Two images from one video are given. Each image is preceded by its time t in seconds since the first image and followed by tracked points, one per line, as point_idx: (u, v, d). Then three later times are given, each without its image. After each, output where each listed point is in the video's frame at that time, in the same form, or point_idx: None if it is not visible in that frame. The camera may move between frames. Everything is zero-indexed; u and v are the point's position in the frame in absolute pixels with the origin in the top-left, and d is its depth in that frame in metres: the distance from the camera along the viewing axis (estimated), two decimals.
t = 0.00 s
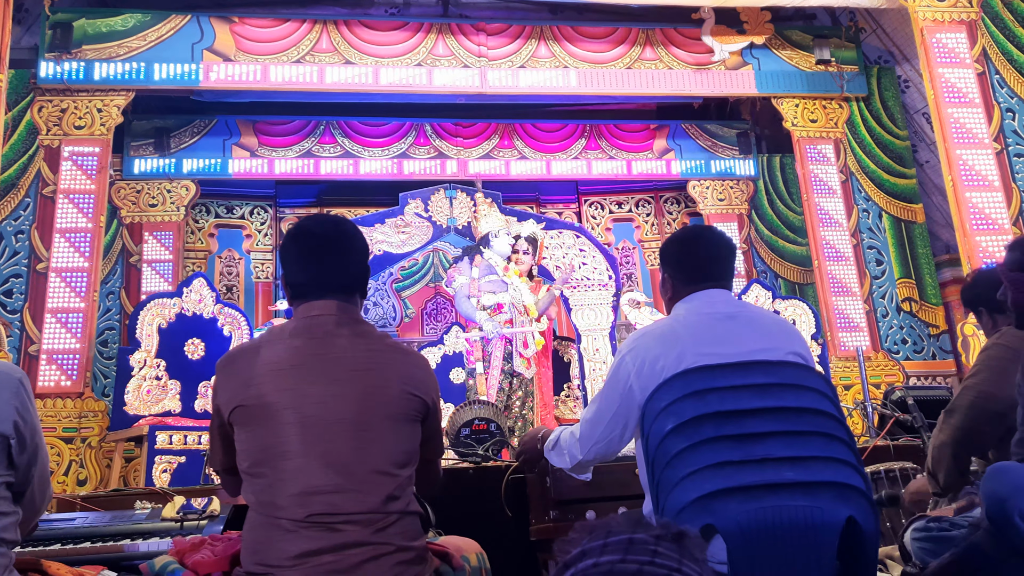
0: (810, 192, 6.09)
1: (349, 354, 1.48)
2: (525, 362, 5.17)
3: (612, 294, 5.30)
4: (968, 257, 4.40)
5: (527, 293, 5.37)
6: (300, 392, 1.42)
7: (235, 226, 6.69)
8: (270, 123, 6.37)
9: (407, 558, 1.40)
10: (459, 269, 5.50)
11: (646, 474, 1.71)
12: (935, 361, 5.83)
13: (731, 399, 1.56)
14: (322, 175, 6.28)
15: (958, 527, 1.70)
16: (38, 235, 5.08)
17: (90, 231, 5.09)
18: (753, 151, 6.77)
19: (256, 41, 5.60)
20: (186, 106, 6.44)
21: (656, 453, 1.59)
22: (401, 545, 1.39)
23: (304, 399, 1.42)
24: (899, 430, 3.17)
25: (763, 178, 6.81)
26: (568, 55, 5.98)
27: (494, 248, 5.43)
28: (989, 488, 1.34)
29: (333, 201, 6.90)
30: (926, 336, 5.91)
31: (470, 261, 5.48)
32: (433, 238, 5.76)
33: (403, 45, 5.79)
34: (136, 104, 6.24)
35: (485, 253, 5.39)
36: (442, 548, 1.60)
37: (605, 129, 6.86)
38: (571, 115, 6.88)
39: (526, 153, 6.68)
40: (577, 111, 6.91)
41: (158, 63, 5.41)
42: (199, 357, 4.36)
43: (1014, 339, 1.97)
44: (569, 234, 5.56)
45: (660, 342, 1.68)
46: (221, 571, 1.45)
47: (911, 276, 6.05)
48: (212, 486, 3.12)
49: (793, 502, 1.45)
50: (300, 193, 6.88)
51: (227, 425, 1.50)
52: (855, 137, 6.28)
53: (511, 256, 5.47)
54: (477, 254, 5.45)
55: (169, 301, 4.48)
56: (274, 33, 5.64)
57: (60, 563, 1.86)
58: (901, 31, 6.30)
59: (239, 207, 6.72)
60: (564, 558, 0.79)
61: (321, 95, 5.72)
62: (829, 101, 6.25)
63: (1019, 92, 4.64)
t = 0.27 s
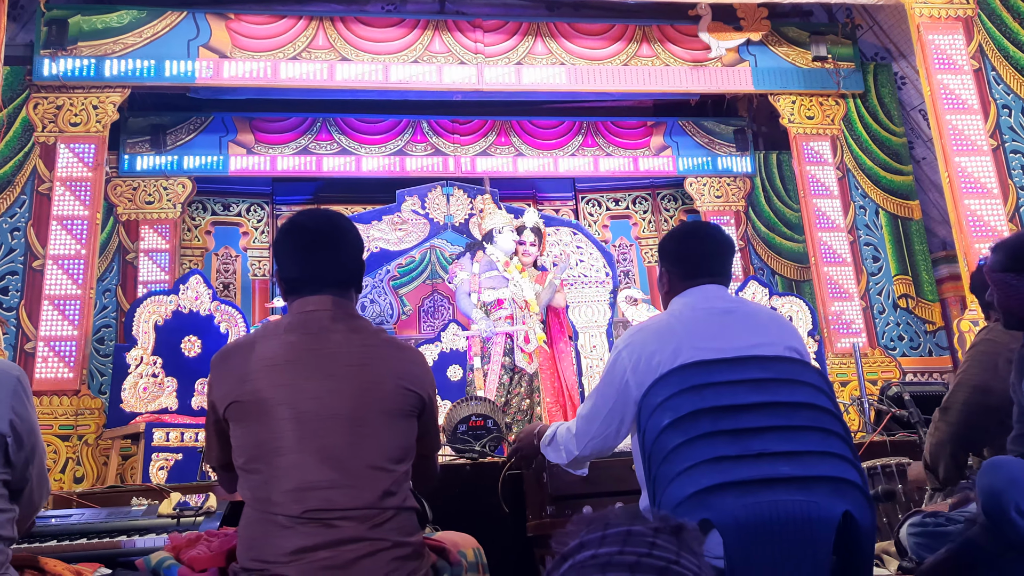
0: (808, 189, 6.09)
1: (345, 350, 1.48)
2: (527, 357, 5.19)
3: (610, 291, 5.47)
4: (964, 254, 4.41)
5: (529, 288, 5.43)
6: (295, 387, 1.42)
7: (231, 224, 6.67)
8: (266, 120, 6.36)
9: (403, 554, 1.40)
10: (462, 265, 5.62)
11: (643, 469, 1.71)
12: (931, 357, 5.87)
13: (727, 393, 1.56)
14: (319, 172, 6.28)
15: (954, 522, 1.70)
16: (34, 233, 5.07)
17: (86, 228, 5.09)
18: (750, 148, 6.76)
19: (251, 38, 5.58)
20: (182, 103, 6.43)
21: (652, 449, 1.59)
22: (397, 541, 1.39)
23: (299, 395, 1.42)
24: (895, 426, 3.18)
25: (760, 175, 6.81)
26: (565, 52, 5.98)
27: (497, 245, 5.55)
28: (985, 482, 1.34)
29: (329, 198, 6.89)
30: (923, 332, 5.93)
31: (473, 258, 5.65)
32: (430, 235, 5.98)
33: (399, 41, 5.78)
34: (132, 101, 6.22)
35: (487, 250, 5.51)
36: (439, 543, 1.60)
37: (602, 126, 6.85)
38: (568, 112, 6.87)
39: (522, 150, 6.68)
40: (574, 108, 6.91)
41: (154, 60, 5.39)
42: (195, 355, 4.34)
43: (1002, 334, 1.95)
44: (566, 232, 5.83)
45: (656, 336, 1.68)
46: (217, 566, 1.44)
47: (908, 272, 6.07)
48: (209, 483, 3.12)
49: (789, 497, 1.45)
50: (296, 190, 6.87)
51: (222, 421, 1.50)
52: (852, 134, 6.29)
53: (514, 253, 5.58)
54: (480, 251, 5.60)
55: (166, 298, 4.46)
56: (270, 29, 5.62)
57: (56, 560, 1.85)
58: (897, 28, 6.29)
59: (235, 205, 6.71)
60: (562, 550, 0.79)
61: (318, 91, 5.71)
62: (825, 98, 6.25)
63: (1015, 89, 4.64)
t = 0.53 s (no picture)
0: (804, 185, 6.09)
1: (339, 345, 1.47)
2: (524, 354, 5.25)
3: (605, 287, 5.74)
4: (960, 250, 4.41)
5: (529, 282, 5.39)
6: (290, 383, 1.42)
7: (227, 220, 6.66)
8: (262, 116, 6.34)
9: (397, 549, 1.39)
10: (462, 261, 5.65)
11: (638, 465, 1.71)
12: (927, 354, 5.88)
13: (722, 389, 1.56)
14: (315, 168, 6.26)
15: (948, 517, 1.71)
16: (29, 229, 5.05)
17: (81, 225, 5.06)
18: (746, 145, 6.76)
19: (247, 34, 5.56)
20: (177, 100, 6.40)
21: (647, 444, 1.59)
22: (392, 537, 1.39)
23: (293, 390, 1.41)
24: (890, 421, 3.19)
25: (756, 172, 6.82)
26: (562, 48, 5.96)
27: (499, 240, 5.51)
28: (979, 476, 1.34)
29: (325, 195, 6.87)
30: (919, 329, 5.95)
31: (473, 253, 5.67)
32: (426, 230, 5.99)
33: (395, 37, 5.76)
34: (127, 98, 6.19)
35: (488, 246, 5.51)
36: (434, 539, 1.60)
37: (599, 123, 6.85)
38: (564, 109, 6.86)
39: (519, 147, 6.63)
40: (570, 105, 6.90)
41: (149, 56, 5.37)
42: (191, 351, 4.33)
43: (999, 329, 1.96)
44: (563, 228, 6.04)
45: (650, 331, 1.68)
46: (211, 562, 1.44)
47: (904, 269, 6.08)
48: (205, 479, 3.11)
49: (784, 492, 1.45)
50: (292, 187, 6.86)
51: (216, 417, 1.49)
52: (848, 130, 6.30)
53: (514, 249, 5.50)
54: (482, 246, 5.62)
55: (160, 295, 4.42)
56: (265, 25, 5.60)
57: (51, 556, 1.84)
58: (894, 25, 6.29)
59: (231, 201, 6.69)
60: (556, 544, 0.79)
61: (314, 88, 5.69)
62: (822, 94, 6.24)
63: (1012, 86, 4.63)
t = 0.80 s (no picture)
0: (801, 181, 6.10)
1: (335, 340, 1.47)
2: (524, 350, 5.25)
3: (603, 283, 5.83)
4: (956, 246, 4.41)
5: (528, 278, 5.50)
6: (286, 377, 1.42)
7: (223, 217, 6.64)
8: (258, 112, 6.32)
9: (394, 545, 1.39)
10: (460, 261, 5.70)
11: (633, 459, 1.71)
12: (922, 350, 5.85)
13: (717, 383, 1.56)
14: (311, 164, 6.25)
15: (943, 512, 1.71)
16: (24, 225, 5.03)
17: (76, 221, 5.04)
18: (743, 141, 6.76)
19: (243, 29, 5.55)
20: (172, 96, 6.38)
21: (643, 438, 1.59)
22: (388, 532, 1.39)
23: (290, 385, 1.41)
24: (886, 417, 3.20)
25: (753, 169, 6.81)
26: (558, 44, 5.96)
27: (495, 237, 5.60)
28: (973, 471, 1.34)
29: (322, 191, 6.86)
30: (914, 325, 5.94)
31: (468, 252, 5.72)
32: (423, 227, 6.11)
33: (392, 33, 5.75)
34: (123, 93, 6.17)
35: (485, 244, 5.58)
36: (430, 534, 1.60)
37: (596, 119, 6.84)
38: (561, 105, 6.86)
39: (516, 143, 6.61)
40: (567, 101, 6.89)
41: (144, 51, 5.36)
42: (187, 348, 4.32)
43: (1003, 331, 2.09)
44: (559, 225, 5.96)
45: (645, 326, 1.69)
46: (207, 557, 1.44)
47: (900, 265, 6.08)
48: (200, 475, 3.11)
49: (779, 486, 1.46)
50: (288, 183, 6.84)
51: (212, 412, 1.49)
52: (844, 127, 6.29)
53: (511, 245, 5.62)
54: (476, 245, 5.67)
55: (157, 291, 4.43)
56: (261, 20, 5.59)
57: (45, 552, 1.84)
58: (890, 21, 6.29)
59: (227, 197, 6.68)
60: (550, 537, 0.79)
61: (310, 84, 5.68)
62: (818, 90, 6.25)
63: (1008, 82, 4.63)
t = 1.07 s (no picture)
0: (798, 176, 6.10)
1: (334, 334, 1.47)
2: (520, 346, 5.24)
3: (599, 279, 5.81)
4: (952, 242, 4.43)
5: (525, 275, 5.49)
6: (284, 372, 1.42)
7: (220, 212, 6.63)
8: (254, 108, 6.31)
9: (391, 539, 1.39)
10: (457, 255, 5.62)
11: (630, 454, 1.72)
12: (918, 345, 5.87)
13: (714, 377, 1.56)
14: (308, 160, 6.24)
15: (939, 506, 1.71)
16: (20, 221, 5.01)
17: (74, 217, 5.04)
18: (740, 137, 6.76)
19: (239, 24, 5.53)
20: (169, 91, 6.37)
21: (640, 433, 1.60)
22: (386, 527, 1.39)
23: (288, 379, 1.41)
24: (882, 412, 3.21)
25: (750, 164, 6.81)
26: (555, 39, 5.96)
27: (491, 232, 5.56)
28: (970, 465, 1.35)
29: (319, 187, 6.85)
30: (911, 321, 5.95)
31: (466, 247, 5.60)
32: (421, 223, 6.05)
33: (389, 28, 5.74)
34: (119, 89, 6.15)
35: (482, 239, 5.51)
36: (428, 529, 1.60)
37: (593, 115, 6.84)
38: (558, 100, 6.85)
39: (513, 139, 6.65)
40: (564, 97, 6.89)
41: (140, 46, 5.34)
42: (184, 344, 4.32)
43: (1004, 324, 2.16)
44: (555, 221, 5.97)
45: (640, 320, 1.70)
46: (204, 551, 1.44)
47: (896, 260, 6.09)
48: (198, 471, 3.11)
49: (776, 480, 1.46)
50: (285, 179, 6.83)
51: (210, 407, 1.49)
52: (842, 122, 6.29)
53: (509, 240, 5.59)
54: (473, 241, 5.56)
55: (154, 287, 4.43)
56: (258, 15, 5.58)
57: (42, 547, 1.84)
58: (887, 17, 6.29)
59: (224, 193, 6.67)
60: (547, 530, 0.79)
61: (307, 79, 5.67)
62: (815, 86, 6.25)
63: (1004, 78, 4.62)
